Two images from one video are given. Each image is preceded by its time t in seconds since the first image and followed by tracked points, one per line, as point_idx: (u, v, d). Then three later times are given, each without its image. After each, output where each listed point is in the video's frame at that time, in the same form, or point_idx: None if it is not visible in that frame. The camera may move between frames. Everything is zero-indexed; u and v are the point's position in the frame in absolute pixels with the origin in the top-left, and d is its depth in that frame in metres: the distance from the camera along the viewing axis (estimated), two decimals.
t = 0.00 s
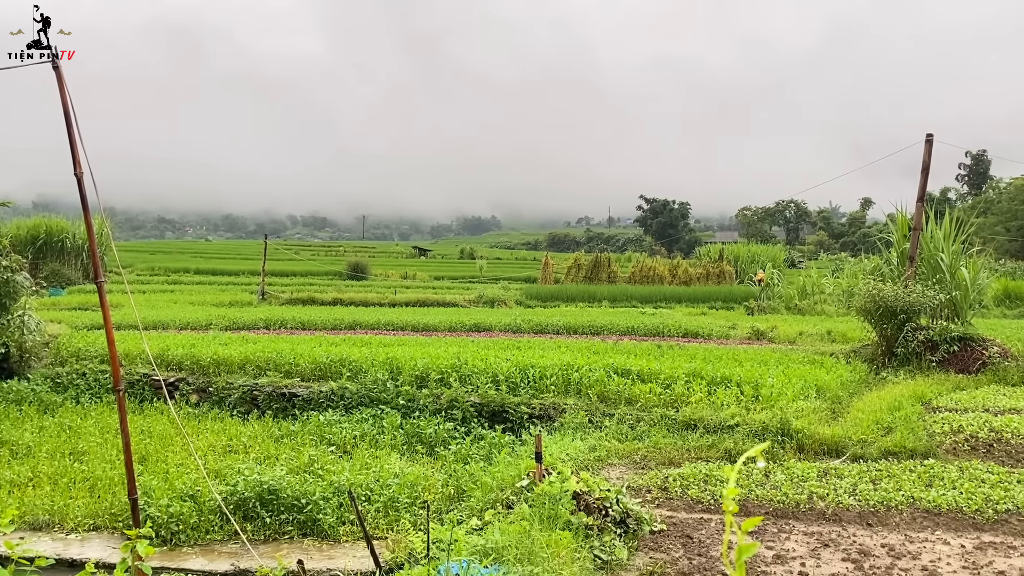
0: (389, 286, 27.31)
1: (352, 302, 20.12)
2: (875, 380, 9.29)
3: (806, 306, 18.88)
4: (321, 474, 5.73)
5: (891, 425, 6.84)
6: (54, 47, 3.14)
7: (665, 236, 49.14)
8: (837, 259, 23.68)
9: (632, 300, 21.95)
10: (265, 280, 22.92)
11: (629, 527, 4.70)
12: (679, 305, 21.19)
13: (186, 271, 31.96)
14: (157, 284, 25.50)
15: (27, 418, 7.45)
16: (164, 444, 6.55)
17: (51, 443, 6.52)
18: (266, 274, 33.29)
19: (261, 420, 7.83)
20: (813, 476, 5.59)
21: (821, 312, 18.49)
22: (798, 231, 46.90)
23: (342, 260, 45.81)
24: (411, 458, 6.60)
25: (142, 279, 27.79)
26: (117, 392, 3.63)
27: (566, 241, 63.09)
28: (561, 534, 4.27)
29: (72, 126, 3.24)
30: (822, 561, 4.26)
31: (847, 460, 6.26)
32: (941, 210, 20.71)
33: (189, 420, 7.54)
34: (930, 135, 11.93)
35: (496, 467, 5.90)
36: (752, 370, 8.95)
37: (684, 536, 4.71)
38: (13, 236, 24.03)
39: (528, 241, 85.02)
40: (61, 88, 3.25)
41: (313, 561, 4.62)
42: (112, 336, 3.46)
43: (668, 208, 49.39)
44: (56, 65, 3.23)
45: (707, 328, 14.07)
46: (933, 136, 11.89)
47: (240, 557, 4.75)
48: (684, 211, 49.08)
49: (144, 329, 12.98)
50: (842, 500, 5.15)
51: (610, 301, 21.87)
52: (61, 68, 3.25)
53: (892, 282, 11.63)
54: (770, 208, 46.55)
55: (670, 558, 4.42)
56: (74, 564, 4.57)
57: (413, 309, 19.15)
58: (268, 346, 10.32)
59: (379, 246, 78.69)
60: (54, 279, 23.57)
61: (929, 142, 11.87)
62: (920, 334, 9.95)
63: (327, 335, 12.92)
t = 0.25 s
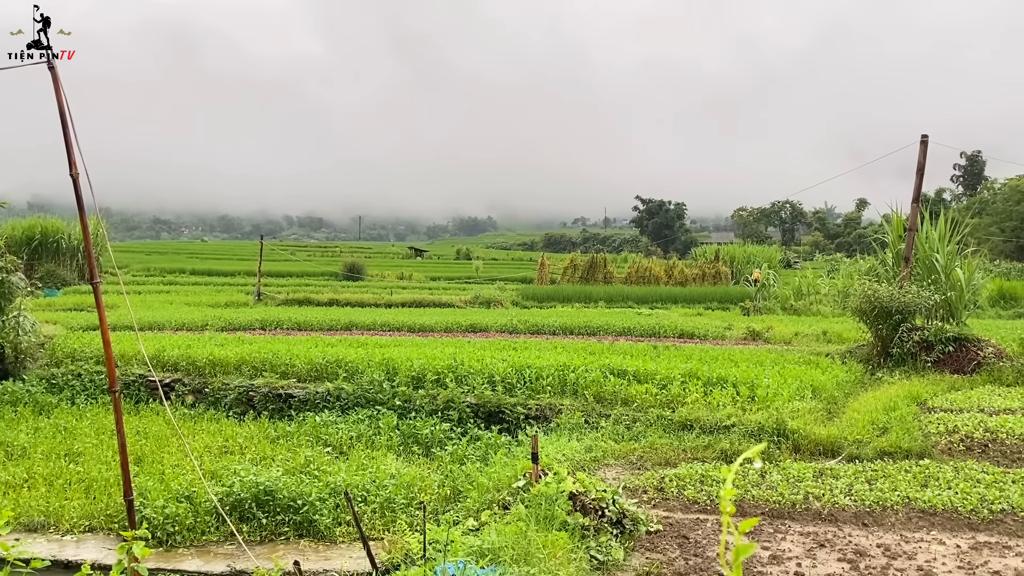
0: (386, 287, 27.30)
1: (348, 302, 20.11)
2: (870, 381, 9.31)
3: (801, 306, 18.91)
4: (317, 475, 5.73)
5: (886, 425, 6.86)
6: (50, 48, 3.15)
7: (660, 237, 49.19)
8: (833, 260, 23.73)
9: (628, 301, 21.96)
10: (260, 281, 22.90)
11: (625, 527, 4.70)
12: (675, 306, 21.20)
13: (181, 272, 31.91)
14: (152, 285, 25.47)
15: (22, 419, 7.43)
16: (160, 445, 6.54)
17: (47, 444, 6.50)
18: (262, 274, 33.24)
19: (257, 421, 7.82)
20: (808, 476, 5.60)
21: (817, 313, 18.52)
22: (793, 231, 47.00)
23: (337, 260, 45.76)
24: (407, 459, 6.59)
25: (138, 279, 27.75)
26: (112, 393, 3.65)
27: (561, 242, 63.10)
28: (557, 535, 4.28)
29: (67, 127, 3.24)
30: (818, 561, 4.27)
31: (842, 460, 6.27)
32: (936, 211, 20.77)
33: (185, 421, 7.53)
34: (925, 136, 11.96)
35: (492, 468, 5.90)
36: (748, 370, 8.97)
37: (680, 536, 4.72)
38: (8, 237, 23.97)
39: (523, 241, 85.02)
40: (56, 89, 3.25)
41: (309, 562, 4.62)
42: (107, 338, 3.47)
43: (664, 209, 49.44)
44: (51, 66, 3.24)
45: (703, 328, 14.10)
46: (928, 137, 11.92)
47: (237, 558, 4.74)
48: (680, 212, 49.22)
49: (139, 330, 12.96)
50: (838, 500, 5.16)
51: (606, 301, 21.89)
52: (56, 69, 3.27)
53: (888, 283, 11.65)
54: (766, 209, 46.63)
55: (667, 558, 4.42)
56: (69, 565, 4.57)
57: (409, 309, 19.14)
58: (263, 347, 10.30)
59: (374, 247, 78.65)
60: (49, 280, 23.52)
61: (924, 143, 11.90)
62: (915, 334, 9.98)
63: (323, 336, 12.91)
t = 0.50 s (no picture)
0: (384, 288, 27.29)
1: (346, 303, 20.11)
2: (868, 382, 9.32)
3: (799, 307, 18.94)
4: (316, 477, 5.73)
5: (884, 426, 6.87)
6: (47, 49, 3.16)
7: (658, 238, 49.20)
8: (831, 261, 23.75)
9: (626, 302, 21.97)
10: (258, 282, 22.89)
11: (623, 528, 4.71)
12: (673, 307, 21.21)
13: (179, 273, 31.89)
14: (150, 286, 25.45)
15: (20, 421, 7.43)
16: (157, 447, 6.53)
17: (44, 446, 6.50)
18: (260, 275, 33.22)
19: (255, 422, 7.82)
20: (806, 477, 5.60)
21: (815, 313, 18.53)
22: (791, 232, 47.04)
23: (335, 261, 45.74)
24: (405, 460, 6.59)
25: (135, 280, 27.72)
26: (111, 394, 3.67)
27: (559, 243, 63.10)
28: (555, 536, 4.28)
29: (65, 128, 3.26)
30: (816, 562, 4.27)
31: (840, 461, 6.28)
32: (933, 212, 20.81)
33: (183, 422, 7.52)
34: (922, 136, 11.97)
35: (490, 469, 5.90)
36: (746, 371, 8.97)
37: (678, 538, 4.72)
38: (5, 238, 23.95)
39: (521, 242, 85.02)
40: (54, 91, 3.27)
41: (307, 564, 4.62)
42: (105, 339, 3.49)
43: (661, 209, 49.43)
44: (49, 68, 3.27)
45: (701, 329, 14.10)
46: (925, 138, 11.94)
47: (235, 560, 4.74)
48: (678, 213, 49.14)
49: (137, 331, 12.96)
50: (835, 501, 5.16)
51: (604, 302, 21.90)
52: (54, 71, 3.29)
53: (885, 283, 11.66)
54: (763, 210, 46.67)
55: (665, 559, 4.42)
56: (67, 567, 4.56)
57: (407, 310, 19.14)
58: (261, 348, 10.30)
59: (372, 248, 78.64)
60: (47, 281, 23.50)
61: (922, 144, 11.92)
62: (913, 335, 10.00)
63: (321, 337, 12.91)
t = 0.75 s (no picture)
0: (384, 290, 27.31)
1: (346, 305, 20.11)
2: (868, 383, 9.32)
3: (799, 309, 18.95)
4: (316, 479, 5.73)
5: (884, 428, 6.87)
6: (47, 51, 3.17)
7: (658, 239, 49.21)
8: (831, 263, 23.75)
9: (626, 303, 21.97)
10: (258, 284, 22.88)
11: (623, 530, 4.71)
12: (673, 308, 21.21)
13: (179, 275, 31.89)
14: (151, 288, 25.44)
15: (20, 423, 7.42)
16: (158, 449, 6.53)
17: (44, 448, 6.49)
18: (260, 277, 33.22)
19: (255, 424, 7.82)
20: (806, 479, 5.60)
21: (815, 315, 18.54)
22: (791, 234, 47.05)
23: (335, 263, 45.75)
24: (405, 462, 6.59)
25: (135, 282, 27.73)
26: (111, 397, 3.68)
27: (559, 245, 63.09)
28: (556, 538, 4.27)
29: (65, 129, 3.26)
30: (816, 564, 4.27)
31: (840, 463, 6.28)
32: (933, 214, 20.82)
33: (183, 424, 7.52)
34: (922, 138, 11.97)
35: (490, 471, 5.90)
36: (746, 373, 8.97)
37: (678, 539, 4.72)
38: (5, 241, 23.94)
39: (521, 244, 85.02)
40: (55, 93, 3.28)
41: (307, 565, 4.62)
42: (106, 341, 3.50)
43: (661, 211, 49.45)
44: (49, 70, 3.27)
45: (701, 331, 14.09)
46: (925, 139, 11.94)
47: (235, 562, 4.74)
48: (677, 214, 49.12)
49: (138, 333, 12.96)
50: (836, 503, 5.16)
51: (604, 303, 21.91)
52: (54, 73, 3.31)
53: (885, 285, 11.66)
54: (763, 211, 46.68)
55: (665, 561, 4.42)
56: (68, 569, 4.56)
57: (407, 312, 19.14)
58: (262, 350, 10.29)
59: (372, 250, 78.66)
60: (47, 283, 23.48)
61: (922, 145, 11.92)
62: (913, 336, 10.00)
63: (321, 339, 12.91)
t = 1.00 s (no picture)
0: (386, 292, 27.32)
1: (348, 307, 20.12)
2: (871, 385, 9.31)
3: (801, 310, 18.94)
4: (318, 481, 5.73)
5: (887, 429, 6.86)
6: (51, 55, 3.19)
7: (660, 241, 49.20)
8: (833, 264, 23.74)
9: (628, 304, 21.97)
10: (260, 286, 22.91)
11: (626, 532, 4.70)
12: (675, 310, 21.20)
13: (182, 277, 31.93)
14: (153, 290, 25.47)
15: (23, 425, 7.44)
16: (160, 451, 6.53)
17: (47, 450, 6.50)
18: (262, 279, 33.27)
19: (258, 426, 7.82)
20: (809, 481, 5.60)
21: (817, 316, 18.53)
22: (793, 235, 47.02)
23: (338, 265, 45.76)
24: (407, 464, 6.60)
25: (138, 284, 27.77)
26: (113, 398, 3.69)
27: (561, 246, 63.08)
28: (559, 540, 4.27)
29: (69, 133, 3.28)
30: (819, 566, 4.27)
31: (843, 464, 6.27)
32: (935, 215, 20.82)
33: (186, 426, 7.53)
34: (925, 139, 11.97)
35: (493, 473, 5.90)
36: (749, 374, 8.97)
37: (681, 541, 4.71)
38: (8, 243, 23.97)
39: (523, 246, 85.01)
40: (59, 96, 3.30)
41: (310, 567, 4.62)
42: (108, 343, 3.53)
43: (664, 212, 49.44)
44: (52, 74, 3.30)
45: (703, 332, 14.09)
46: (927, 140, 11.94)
47: (238, 564, 4.74)
48: (680, 216, 49.13)
49: (141, 335, 12.97)
50: (838, 505, 5.16)
51: (606, 305, 21.91)
52: (57, 77, 3.33)
53: (888, 286, 11.66)
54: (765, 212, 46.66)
55: (668, 563, 4.42)
56: (71, 571, 4.57)
57: (410, 314, 19.16)
58: (264, 352, 10.30)
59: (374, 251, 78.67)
60: (49, 286, 23.50)
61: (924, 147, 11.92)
62: (915, 338, 9.99)
63: (324, 341, 12.92)
